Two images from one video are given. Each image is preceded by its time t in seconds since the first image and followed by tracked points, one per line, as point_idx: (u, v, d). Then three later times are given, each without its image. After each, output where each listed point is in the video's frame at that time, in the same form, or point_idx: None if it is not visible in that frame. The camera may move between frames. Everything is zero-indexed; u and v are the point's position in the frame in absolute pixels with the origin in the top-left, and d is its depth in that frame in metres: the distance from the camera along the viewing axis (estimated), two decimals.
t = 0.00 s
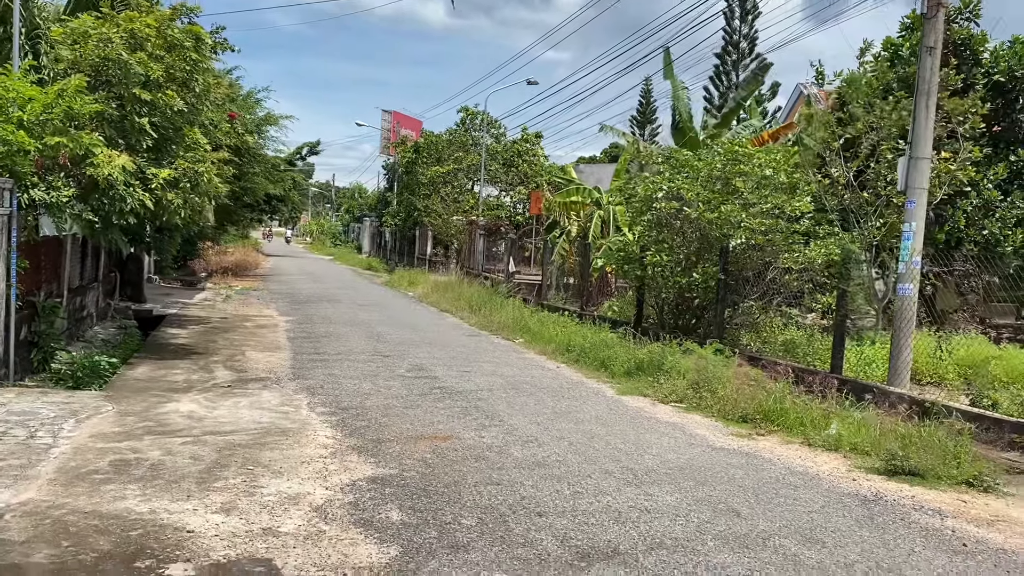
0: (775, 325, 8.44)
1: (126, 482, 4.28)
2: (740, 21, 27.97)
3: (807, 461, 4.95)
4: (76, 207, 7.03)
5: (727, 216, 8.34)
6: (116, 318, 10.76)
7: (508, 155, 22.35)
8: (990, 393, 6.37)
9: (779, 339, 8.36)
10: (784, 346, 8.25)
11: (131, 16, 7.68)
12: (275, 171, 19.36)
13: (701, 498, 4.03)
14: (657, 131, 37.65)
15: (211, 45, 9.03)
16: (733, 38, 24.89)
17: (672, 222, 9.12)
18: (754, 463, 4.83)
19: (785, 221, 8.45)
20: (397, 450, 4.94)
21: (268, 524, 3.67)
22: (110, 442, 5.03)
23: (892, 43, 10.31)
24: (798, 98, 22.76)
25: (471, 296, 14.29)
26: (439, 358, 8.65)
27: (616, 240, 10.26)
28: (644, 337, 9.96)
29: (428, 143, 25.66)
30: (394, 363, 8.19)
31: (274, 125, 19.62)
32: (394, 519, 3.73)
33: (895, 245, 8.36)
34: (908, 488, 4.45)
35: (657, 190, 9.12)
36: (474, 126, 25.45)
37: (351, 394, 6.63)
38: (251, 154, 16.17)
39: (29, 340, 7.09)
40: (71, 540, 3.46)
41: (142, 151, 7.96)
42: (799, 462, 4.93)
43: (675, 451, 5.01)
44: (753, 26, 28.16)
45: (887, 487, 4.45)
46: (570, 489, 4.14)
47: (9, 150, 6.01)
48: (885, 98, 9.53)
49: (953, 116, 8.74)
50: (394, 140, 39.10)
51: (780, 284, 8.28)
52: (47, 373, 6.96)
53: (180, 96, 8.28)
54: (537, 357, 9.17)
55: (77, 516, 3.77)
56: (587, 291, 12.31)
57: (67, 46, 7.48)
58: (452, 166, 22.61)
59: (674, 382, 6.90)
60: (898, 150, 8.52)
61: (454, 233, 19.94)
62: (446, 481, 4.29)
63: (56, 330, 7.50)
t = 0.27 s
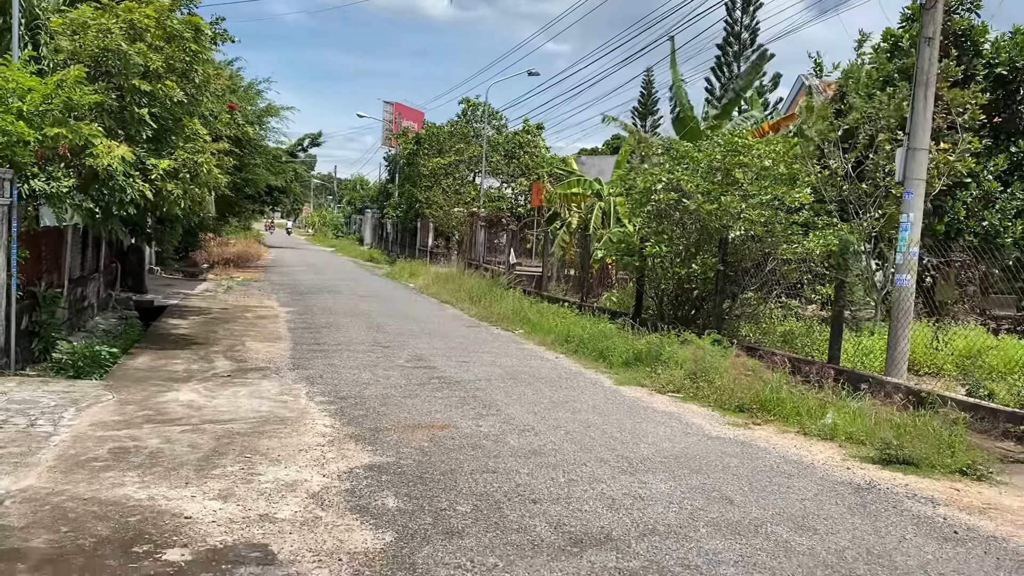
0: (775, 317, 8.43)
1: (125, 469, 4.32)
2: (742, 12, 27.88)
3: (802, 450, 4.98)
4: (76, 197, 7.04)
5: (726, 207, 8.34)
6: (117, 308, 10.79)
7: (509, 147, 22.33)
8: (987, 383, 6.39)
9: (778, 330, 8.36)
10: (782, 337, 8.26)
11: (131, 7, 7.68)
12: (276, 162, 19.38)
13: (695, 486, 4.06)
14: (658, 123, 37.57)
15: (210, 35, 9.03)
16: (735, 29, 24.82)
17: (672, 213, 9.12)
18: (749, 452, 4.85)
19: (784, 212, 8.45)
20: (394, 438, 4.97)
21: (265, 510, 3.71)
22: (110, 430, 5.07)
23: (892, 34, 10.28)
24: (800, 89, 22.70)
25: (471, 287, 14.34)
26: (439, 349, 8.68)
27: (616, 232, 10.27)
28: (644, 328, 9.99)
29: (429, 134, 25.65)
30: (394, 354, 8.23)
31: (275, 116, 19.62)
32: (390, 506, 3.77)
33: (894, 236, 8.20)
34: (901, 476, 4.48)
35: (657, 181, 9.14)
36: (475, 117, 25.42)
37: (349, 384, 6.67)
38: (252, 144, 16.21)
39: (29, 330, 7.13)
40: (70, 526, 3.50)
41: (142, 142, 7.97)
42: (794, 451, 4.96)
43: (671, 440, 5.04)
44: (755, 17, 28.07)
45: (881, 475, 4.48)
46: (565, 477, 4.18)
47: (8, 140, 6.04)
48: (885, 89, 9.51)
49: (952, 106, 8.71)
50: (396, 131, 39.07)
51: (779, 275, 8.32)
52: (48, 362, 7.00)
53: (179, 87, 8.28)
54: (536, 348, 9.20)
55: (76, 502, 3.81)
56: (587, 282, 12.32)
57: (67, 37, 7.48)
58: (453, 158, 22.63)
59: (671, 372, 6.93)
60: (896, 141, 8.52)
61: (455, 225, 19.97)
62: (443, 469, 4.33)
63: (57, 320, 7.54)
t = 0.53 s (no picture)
0: (776, 308, 8.44)
1: (133, 457, 4.39)
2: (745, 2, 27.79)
3: (801, 439, 5.03)
4: (82, 188, 7.09)
5: (728, 198, 8.37)
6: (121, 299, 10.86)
7: (512, 138, 22.32)
8: (986, 374, 6.44)
9: (779, 321, 8.38)
10: (783, 328, 8.30)
11: None
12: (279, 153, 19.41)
13: (694, 474, 4.12)
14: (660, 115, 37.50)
15: (214, 27, 9.05)
16: (739, 20, 24.75)
17: (674, 205, 9.15)
18: (748, 441, 4.90)
19: (785, 203, 8.46)
20: (398, 427, 5.04)
21: (271, 497, 3.77)
22: (117, 419, 5.13)
23: (894, 25, 10.25)
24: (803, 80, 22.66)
25: (474, 278, 14.40)
26: (441, 339, 8.74)
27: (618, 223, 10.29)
28: (645, 319, 10.04)
29: (432, 125, 25.65)
30: (397, 344, 8.29)
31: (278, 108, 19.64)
32: (394, 492, 3.83)
33: (895, 227, 8.41)
34: (899, 465, 4.53)
35: (659, 173, 9.17)
36: (477, 108, 25.42)
37: (353, 374, 6.73)
38: (255, 136, 16.25)
39: (36, 320, 7.18)
40: (79, 511, 3.56)
41: (146, 134, 8.01)
42: (793, 440, 5.01)
43: (671, 429, 5.10)
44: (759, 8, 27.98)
45: (879, 464, 4.53)
46: (566, 465, 4.23)
47: (15, 132, 6.09)
48: (886, 80, 9.52)
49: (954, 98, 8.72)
50: (398, 122, 39.06)
51: (780, 266, 8.32)
52: (55, 352, 7.07)
53: (183, 79, 8.31)
54: (538, 339, 9.25)
55: (85, 488, 3.88)
56: (589, 274, 12.37)
57: (72, 28, 7.50)
58: (456, 149, 22.64)
59: (672, 363, 6.98)
60: (897, 133, 8.55)
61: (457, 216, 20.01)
62: (446, 457, 4.39)
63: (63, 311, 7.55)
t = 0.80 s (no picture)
0: (777, 299, 8.54)
1: (146, 443, 4.50)
2: None
3: (799, 427, 5.12)
4: (91, 180, 7.19)
5: (729, 190, 8.43)
6: (129, 290, 10.97)
7: (515, 130, 22.35)
8: (983, 364, 6.55)
9: (780, 312, 8.47)
10: (784, 320, 8.38)
11: None
12: (283, 146, 19.49)
13: (694, 460, 4.22)
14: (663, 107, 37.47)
15: (220, 20, 9.13)
16: (742, 12, 24.72)
17: (676, 196, 9.23)
18: (747, 428, 5.00)
19: (786, 194, 8.51)
20: (403, 415, 5.15)
21: (282, 481, 3.88)
22: (129, 406, 5.25)
23: (896, 18, 10.28)
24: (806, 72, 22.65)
25: (477, 270, 14.49)
26: (445, 330, 8.85)
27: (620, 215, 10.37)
28: (647, 310, 10.14)
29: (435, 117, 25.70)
30: (402, 334, 8.40)
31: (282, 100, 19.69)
32: (401, 477, 3.94)
33: (894, 219, 8.57)
34: (894, 452, 4.62)
35: (662, 165, 9.23)
36: (480, 100, 25.45)
37: (359, 364, 6.84)
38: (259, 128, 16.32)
39: (47, 311, 7.29)
40: (97, 494, 3.68)
41: (154, 127, 8.11)
42: (791, 428, 5.10)
43: (671, 417, 5.20)
44: None
45: (875, 451, 4.62)
46: (569, 451, 4.34)
47: (26, 125, 6.19)
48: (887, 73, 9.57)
49: (954, 89, 8.74)
50: (401, 114, 39.10)
51: (781, 258, 8.39)
52: (66, 342, 7.18)
53: (190, 72, 8.40)
54: (541, 330, 9.35)
55: (102, 473, 3.99)
56: (592, 265, 12.45)
57: (81, 22, 7.59)
58: (459, 141, 22.70)
59: (673, 353, 7.07)
60: (897, 125, 8.63)
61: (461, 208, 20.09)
62: (451, 444, 4.49)
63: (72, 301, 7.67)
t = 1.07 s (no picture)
0: (778, 291, 8.63)
1: (156, 431, 4.60)
2: None
3: (797, 417, 5.21)
4: (99, 173, 7.28)
5: (730, 183, 8.49)
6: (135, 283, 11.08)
7: (518, 123, 22.37)
8: (980, 355, 6.63)
9: (781, 304, 8.54)
10: (785, 312, 8.46)
11: None
12: (286, 138, 19.55)
13: (692, 449, 4.31)
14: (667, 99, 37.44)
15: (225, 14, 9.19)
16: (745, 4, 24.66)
17: (677, 189, 9.32)
18: (746, 418, 5.09)
19: (787, 187, 8.53)
20: (408, 404, 5.24)
21: (289, 468, 3.98)
22: (139, 396, 5.35)
23: (898, 11, 10.28)
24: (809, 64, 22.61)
25: (480, 262, 14.58)
26: (449, 322, 8.94)
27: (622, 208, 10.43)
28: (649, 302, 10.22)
29: (438, 110, 25.73)
30: (405, 326, 8.49)
31: (286, 93, 19.74)
32: (405, 464, 4.03)
33: (894, 211, 8.63)
34: (890, 441, 4.70)
35: (664, 158, 9.30)
36: (483, 93, 25.47)
37: (364, 355, 6.94)
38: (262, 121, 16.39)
39: (56, 302, 7.39)
40: (110, 480, 3.78)
41: (160, 120, 8.19)
42: (789, 418, 5.19)
43: (670, 407, 5.28)
44: None
45: (871, 440, 4.70)
46: (570, 440, 4.43)
47: (35, 120, 6.29)
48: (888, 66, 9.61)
49: (954, 83, 8.77)
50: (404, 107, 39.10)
51: (782, 250, 8.46)
52: (74, 333, 7.29)
53: (196, 66, 8.47)
54: (544, 322, 9.43)
55: (114, 460, 4.09)
56: (594, 258, 12.52)
57: (88, 17, 7.66)
58: (462, 134, 22.74)
59: (674, 344, 7.16)
60: (897, 118, 8.68)
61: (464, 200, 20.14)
62: (455, 432, 4.59)
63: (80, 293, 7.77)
